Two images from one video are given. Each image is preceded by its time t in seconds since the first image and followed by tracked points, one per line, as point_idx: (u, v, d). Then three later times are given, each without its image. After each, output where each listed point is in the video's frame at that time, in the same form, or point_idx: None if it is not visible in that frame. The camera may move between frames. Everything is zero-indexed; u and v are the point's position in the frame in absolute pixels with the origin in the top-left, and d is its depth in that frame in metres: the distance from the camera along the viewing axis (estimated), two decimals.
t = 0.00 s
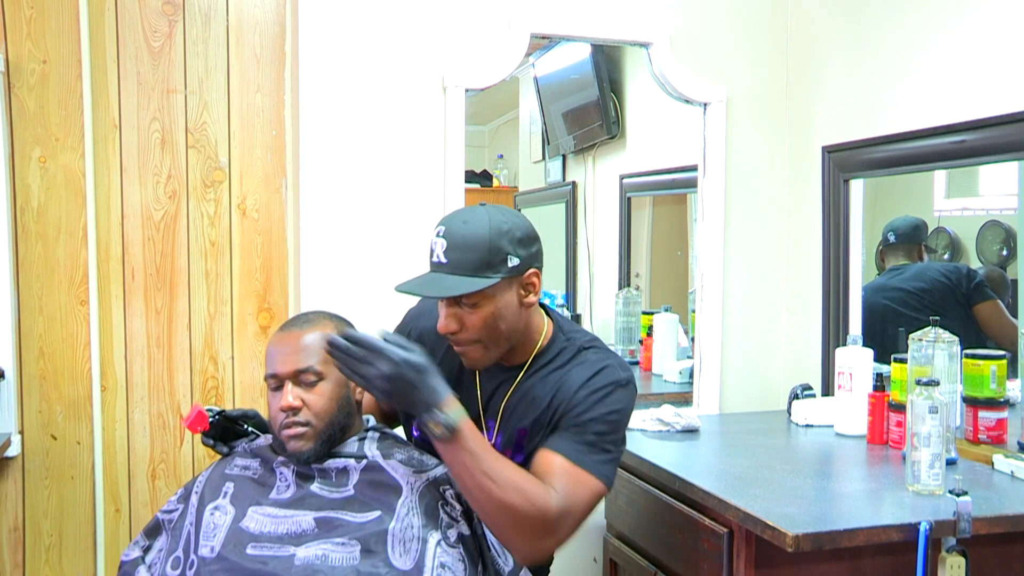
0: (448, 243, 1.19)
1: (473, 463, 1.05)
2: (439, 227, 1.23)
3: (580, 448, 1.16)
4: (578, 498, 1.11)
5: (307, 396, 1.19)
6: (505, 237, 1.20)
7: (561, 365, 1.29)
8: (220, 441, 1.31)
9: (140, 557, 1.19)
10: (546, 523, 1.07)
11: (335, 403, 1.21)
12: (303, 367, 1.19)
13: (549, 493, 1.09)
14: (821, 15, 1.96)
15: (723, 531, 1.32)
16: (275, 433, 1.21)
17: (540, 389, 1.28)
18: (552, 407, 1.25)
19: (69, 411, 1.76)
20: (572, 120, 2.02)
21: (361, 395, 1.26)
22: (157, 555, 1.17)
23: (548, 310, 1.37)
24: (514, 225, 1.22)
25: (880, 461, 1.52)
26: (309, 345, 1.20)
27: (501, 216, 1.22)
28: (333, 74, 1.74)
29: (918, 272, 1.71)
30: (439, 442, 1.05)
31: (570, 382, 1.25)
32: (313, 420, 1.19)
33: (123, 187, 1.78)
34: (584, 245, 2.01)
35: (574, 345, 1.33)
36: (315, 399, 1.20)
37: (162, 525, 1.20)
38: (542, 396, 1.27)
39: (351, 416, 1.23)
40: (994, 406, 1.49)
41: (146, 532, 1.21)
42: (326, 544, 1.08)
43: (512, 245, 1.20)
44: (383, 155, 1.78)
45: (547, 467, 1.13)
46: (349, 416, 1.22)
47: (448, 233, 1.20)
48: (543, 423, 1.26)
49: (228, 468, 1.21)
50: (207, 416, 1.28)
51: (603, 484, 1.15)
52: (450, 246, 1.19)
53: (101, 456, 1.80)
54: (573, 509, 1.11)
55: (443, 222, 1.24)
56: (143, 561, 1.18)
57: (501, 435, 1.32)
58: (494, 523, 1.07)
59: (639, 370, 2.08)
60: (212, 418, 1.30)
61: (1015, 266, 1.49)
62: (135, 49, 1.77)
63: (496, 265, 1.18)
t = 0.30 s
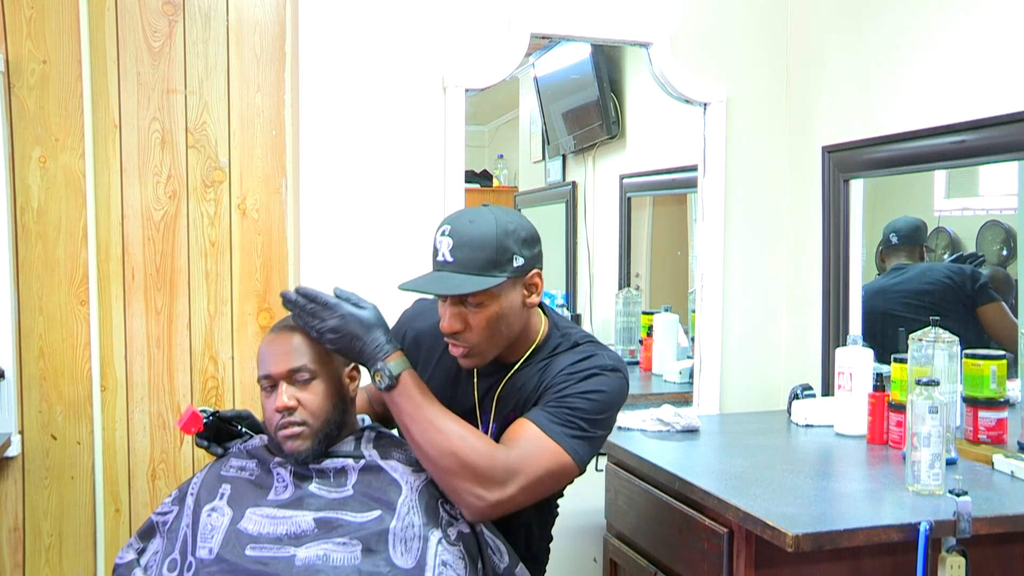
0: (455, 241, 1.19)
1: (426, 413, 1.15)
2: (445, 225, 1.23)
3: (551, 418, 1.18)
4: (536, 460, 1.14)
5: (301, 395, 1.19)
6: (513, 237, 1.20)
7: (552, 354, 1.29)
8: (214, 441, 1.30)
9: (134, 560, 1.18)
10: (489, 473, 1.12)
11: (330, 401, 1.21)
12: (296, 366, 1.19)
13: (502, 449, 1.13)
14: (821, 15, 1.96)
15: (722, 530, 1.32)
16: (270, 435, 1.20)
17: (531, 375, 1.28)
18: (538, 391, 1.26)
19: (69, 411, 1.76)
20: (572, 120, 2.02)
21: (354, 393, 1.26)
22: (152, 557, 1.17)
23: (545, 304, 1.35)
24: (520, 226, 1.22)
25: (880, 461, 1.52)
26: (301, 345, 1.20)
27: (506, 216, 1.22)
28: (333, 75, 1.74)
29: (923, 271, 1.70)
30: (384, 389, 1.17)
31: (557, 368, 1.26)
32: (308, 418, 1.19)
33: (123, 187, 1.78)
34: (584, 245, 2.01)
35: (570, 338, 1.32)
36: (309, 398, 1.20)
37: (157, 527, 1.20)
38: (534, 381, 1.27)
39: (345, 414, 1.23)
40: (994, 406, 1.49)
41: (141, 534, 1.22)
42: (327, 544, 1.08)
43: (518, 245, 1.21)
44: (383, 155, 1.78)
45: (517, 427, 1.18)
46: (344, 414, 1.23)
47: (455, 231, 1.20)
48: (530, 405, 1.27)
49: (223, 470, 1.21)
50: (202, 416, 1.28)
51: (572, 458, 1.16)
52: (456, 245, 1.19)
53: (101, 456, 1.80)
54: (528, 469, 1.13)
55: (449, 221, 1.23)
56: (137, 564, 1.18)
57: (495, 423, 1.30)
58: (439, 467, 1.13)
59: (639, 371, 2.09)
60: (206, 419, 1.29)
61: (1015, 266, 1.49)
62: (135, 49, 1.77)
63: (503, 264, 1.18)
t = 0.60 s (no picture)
0: (448, 249, 1.19)
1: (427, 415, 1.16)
2: (439, 232, 1.22)
3: (545, 416, 1.18)
4: (531, 460, 1.14)
5: (301, 392, 1.19)
6: (504, 245, 1.20)
7: (546, 355, 1.29)
8: (212, 442, 1.30)
9: (133, 560, 1.19)
10: (485, 473, 1.12)
11: (330, 398, 1.21)
12: (296, 362, 1.19)
13: (498, 449, 1.14)
14: (821, 15, 1.96)
15: (722, 530, 1.32)
16: (269, 433, 1.20)
17: (525, 376, 1.27)
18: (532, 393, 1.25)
19: (69, 411, 1.76)
20: (572, 120, 2.02)
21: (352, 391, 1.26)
22: (151, 558, 1.18)
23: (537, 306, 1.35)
24: (511, 233, 1.23)
25: (880, 460, 1.53)
26: (301, 342, 1.21)
27: (497, 223, 1.22)
28: (333, 75, 1.74)
29: (928, 274, 1.70)
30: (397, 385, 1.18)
31: (551, 368, 1.26)
32: (309, 415, 1.19)
33: (123, 187, 1.78)
34: (584, 245, 2.01)
35: (562, 340, 1.32)
36: (309, 395, 1.20)
37: (155, 528, 1.20)
38: (527, 382, 1.27)
39: (345, 411, 1.23)
40: (994, 406, 1.49)
41: (139, 534, 1.22)
42: (327, 543, 1.08)
43: (510, 253, 1.21)
44: (383, 155, 1.78)
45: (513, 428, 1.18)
46: (344, 412, 1.23)
47: (449, 238, 1.20)
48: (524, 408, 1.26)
49: (222, 470, 1.21)
50: (200, 416, 1.27)
51: (567, 457, 1.16)
52: (449, 253, 1.19)
53: (101, 456, 1.80)
54: (523, 469, 1.13)
55: (440, 228, 1.23)
56: (136, 565, 1.18)
57: (490, 427, 1.30)
58: (437, 469, 1.14)
59: (639, 370, 2.07)
60: (204, 420, 1.29)
61: (1015, 266, 1.49)
62: (135, 49, 1.77)
63: (495, 274, 1.18)
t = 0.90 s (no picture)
0: (443, 254, 1.19)
1: (427, 419, 1.16)
2: (434, 237, 1.22)
3: (541, 417, 1.18)
4: (530, 462, 1.14)
5: (302, 388, 1.19)
6: (500, 248, 1.20)
7: (543, 356, 1.29)
8: (212, 442, 1.30)
9: (132, 560, 1.19)
10: (484, 475, 1.13)
11: (331, 395, 1.21)
12: (298, 358, 1.20)
13: (498, 452, 1.14)
14: (821, 15, 1.96)
15: (722, 530, 1.32)
16: (269, 428, 1.20)
17: (522, 378, 1.27)
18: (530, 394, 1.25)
19: (69, 411, 1.76)
20: (572, 120, 2.02)
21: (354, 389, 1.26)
22: (151, 557, 1.18)
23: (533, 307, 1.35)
24: (507, 236, 1.22)
25: (880, 460, 1.52)
26: (303, 339, 1.21)
27: (493, 227, 1.22)
28: (333, 75, 1.74)
29: (930, 275, 1.69)
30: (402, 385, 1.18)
31: (548, 369, 1.26)
32: (309, 411, 1.19)
33: (123, 187, 1.78)
34: (584, 245, 2.01)
35: (560, 340, 1.32)
36: (310, 391, 1.20)
37: (155, 527, 1.20)
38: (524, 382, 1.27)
39: (346, 409, 1.23)
40: (994, 406, 1.49)
41: (139, 534, 1.22)
42: (327, 542, 1.08)
43: (505, 256, 1.20)
44: (383, 155, 1.78)
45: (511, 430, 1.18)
46: (344, 409, 1.23)
47: (444, 243, 1.20)
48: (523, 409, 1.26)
49: (222, 469, 1.21)
50: (200, 416, 1.28)
51: (566, 458, 1.16)
52: (444, 258, 1.19)
53: (101, 456, 1.80)
54: (523, 471, 1.13)
55: (436, 233, 1.23)
56: (135, 564, 1.19)
57: (488, 429, 1.30)
58: (437, 471, 1.14)
59: (639, 371, 2.08)
60: (204, 419, 1.28)
61: (1015, 266, 1.49)
62: (135, 49, 1.77)
63: (490, 276, 1.18)
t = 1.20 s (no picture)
0: (436, 251, 1.19)
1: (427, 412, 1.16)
2: (427, 234, 1.22)
3: (545, 418, 1.18)
4: (540, 466, 1.13)
5: (302, 384, 1.19)
6: (493, 246, 1.20)
7: (541, 356, 1.28)
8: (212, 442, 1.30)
9: (133, 560, 1.19)
10: (498, 484, 1.12)
11: (332, 391, 1.21)
12: (299, 354, 1.20)
13: (508, 458, 1.13)
14: (821, 15, 1.96)
15: (722, 530, 1.32)
16: (269, 425, 1.20)
17: (520, 379, 1.27)
18: (531, 396, 1.25)
19: (69, 411, 1.76)
20: (572, 119, 2.02)
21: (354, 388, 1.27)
22: (151, 557, 1.18)
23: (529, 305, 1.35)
24: (501, 233, 1.22)
25: (880, 460, 1.52)
26: (303, 336, 1.22)
27: (486, 224, 1.22)
28: (333, 75, 1.74)
29: (930, 275, 1.69)
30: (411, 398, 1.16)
31: (547, 369, 1.26)
32: (310, 407, 1.19)
33: (123, 187, 1.78)
34: (584, 245, 2.01)
35: (556, 338, 1.32)
36: (311, 388, 1.20)
37: (155, 527, 1.20)
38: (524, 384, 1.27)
39: (346, 406, 1.23)
40: (994, 406, 1.49)
41: (139, 534, 1.22)
42: (328, 543, 1.08)
43: (499, 253, 1.20)
44: (383, 155, 1.78)
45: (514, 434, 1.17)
46: (345, 407, 1.23)
47: (437, 240, 1.20)
48: (525, 412, 1.26)
49: (222, 469, 1.21)
50: (200, 416, 1.27)
51: (575, 458, 1.16)
52: (437, 255, 1.19)
53: (101, 456, 1.80)
54: (534, 476, 1.13)
55: (430, 230, 1.23)
56: (136, 564, 1.19)
57: (489, 428, 1.30)
58: (450, 482, 1.13)
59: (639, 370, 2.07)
60: (204, 419, 1.28)
61: (1015, 266, 1.49)
62: (135, 50, 1.77)
63: (485, 273, 1.18)
